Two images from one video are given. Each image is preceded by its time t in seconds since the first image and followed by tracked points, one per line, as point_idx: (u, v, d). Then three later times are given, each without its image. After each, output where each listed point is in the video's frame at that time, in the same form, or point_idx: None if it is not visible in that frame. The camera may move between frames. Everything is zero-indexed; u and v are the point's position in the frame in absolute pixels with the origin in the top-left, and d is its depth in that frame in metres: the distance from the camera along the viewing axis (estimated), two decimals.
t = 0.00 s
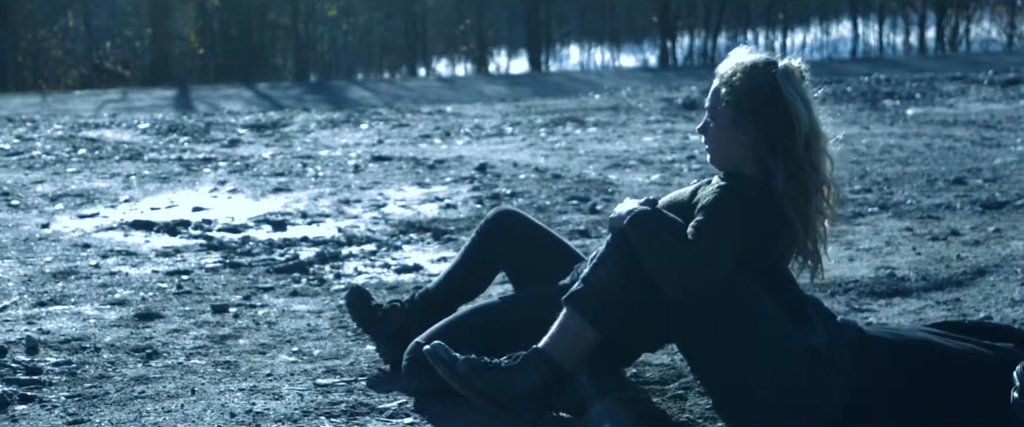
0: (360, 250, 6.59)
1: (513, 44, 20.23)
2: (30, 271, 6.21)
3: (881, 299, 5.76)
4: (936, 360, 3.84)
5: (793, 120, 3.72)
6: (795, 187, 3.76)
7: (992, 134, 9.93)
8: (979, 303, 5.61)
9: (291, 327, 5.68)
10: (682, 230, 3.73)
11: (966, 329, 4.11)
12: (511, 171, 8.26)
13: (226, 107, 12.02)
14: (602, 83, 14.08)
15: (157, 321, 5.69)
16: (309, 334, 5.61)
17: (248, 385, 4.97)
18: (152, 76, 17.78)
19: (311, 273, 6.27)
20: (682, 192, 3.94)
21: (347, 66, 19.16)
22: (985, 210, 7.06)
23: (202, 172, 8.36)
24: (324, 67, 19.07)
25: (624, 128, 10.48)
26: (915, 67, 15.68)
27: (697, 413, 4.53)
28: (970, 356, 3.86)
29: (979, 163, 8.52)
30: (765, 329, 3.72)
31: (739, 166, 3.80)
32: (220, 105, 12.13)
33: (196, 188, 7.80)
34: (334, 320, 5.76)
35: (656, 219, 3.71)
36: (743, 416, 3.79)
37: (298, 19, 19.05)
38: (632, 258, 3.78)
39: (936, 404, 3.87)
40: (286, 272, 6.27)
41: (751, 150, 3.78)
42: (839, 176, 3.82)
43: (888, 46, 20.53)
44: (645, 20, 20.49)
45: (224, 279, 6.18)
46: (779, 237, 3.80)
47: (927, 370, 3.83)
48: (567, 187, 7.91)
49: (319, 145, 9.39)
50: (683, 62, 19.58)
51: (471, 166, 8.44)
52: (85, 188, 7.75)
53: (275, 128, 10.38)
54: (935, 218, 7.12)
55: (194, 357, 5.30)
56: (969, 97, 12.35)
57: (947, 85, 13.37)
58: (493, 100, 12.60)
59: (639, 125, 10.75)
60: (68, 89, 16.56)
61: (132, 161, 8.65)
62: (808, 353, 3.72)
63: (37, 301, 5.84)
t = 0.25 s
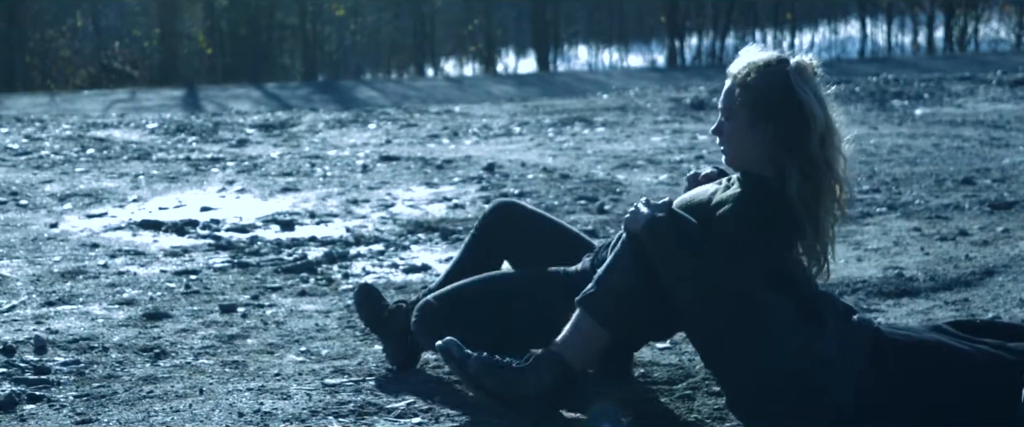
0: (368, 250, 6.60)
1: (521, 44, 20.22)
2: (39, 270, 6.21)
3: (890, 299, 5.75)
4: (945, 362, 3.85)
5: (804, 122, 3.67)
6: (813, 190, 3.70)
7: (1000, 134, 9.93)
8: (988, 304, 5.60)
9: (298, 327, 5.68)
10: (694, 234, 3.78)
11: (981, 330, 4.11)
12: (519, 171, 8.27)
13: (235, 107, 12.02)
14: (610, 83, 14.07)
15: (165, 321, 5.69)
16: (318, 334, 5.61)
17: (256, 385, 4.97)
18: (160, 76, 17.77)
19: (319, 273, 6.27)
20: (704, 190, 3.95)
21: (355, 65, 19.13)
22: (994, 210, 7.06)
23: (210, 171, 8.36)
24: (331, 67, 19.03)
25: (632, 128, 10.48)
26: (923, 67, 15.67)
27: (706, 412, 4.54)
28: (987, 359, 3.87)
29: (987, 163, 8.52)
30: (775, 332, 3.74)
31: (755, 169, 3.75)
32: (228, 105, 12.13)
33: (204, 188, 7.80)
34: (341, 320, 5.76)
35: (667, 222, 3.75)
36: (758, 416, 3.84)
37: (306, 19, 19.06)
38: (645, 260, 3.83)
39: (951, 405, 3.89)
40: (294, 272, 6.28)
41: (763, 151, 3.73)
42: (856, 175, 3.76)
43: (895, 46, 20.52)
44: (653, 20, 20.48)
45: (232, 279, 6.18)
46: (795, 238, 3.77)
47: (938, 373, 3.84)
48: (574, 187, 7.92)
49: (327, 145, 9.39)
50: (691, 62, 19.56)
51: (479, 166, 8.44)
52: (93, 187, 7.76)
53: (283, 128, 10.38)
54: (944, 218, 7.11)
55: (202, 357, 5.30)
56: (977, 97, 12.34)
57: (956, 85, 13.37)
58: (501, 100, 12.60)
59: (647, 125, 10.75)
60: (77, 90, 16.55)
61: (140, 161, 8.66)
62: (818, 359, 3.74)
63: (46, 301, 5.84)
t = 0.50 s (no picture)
0: (372, 250, 6.60)
1: (526, 45, 20.22)
2: (43, 270, 6.21)
3: (894, 299, 5.75)
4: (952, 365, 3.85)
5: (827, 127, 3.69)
6: (837, 195, 3.73)
7: (1004, 134, 9.95)
8: (992, 304, 5.60)
9: (303, 327, 5.68)
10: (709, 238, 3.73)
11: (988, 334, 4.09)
12: (523, 171, 8.28)
13: (239, 106, 12.03)
14: (615, 83, 14.06)
15: (169, 320, 5.69)
16: (322, 333, 5.61)
17: (260, 385, 4.96)
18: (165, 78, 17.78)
19: (323, 273, 6.27)
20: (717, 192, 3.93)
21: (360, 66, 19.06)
22: (998, 211, 7.06)
23: (214, 171, 8.36)
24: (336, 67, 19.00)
25: (636, 128, 10.47)
26: (927, 67, 15.67)
27: (711, 413, 4.54)
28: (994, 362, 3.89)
29: (991, 163, 8.52)
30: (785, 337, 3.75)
31: (776, 173, 3.76)
32: (233, 105, 12.12)
33: (208, 188, 7.81)
34: (346, 320, 5.76)
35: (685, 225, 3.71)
36: (762, 417, 3.83)
37: (310, 19, 19.06)
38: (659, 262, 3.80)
39: (956, 406, 3.88)
40: (298, 272, 6.28)
41: (784, 156, 3.75)
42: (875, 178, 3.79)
43: (899, 47, 20.50)
44: (657, 21, 20.46)
45: (236, 279, 6.18)
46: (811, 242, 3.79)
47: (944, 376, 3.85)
48: (578, 187, 7.92)
49: (331, 145, 9.38)
50: (695, 62, 19.54)
51: (483, 166, 8.44)
52: (97, 187, 7.76)
53: (287, 128, 10.38)
54: (948, 218, 7.11)
55: (206, 356, 5.30)
56: (982, 97, 12.34)
57: (960, 85, 13.36)
58: (505, 100, 12.60)
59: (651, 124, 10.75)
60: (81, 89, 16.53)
61: (144, 161, 8.65)
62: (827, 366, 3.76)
63: (50, 300, 5.85)
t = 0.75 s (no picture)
0: (378, 250, 6.60)
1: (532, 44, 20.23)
2: (50, 270, 6.22)
3: (900, 299, 5.75)
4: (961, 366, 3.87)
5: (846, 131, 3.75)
6: (851, 199, 3.78)
7: (1010, 134, 9.96)
8: (998, 304, 5.59)
9: (309, 327, 5.68)
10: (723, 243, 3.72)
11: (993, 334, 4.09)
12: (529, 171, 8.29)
13: (245, 106, 12.03)
14: (621, 83, 14.06)
15: (176, 320, 5.69)
16: (328, 333, 5.61)
17: (266, 385, 4.97)
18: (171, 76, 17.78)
19: (330, 273, 6.28)
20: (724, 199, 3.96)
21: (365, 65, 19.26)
22: (1004, 211, 7.06)
23: (220, 171, 8.36)
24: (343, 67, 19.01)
25: (643, 128, 10.47)
26: (934, 67, 15.66)
27: (717, 411, 4.55)
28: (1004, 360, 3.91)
29: (997, 163, 8.51)
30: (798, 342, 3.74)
31: (790, 176, 3.80)
32: (239, 105, 12.12)
33: (214, 188, 7.81)
34: (352, 320, 5.76)
35: (697, 230, 3.69)
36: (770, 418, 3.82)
37: (317, 17, 19.07)
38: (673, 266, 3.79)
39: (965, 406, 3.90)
40: (304, 272, 6.29)
41: (799, 160, 3.78)
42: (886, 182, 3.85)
43: (905, 46, 20.50)
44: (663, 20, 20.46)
45: (242, 279, 6.19)
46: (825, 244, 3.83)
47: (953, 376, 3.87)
48: (585, 187, 7.93)
49: (337, 145, 9.37)
50: (702, 61, 19.53)
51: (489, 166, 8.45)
52: (103, 188, 7.76)
53: (293, 128, 10.38)
54: (955, 218, 7.11)
55: (212, 356, 5.30)
56: (988, 97, 12.34)
57: (967, 85, 13.36)
58: (512, 100, 12.59)
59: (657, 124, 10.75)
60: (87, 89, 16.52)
61: (150, 160, 8.65)
62: (839, 370, 3.78)
63: (56, 300, 5.85)
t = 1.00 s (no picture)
0: (387, 249, 6.60)
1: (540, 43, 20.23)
2: (58, 270, 6.22)
3: (908, 299, 5.74)
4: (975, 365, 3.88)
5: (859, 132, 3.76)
6: (867, 200, 3.80)
7: (1019, 134, 9.96)
8: (1007, 304, 5.59)
9: (317, 326, 5.68)
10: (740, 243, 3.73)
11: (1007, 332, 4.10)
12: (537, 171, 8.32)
13: (253, 106, 12.03)
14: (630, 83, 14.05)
15: (184, 320, 5.70)
16: (336, 333, 5.61)
17: (275, 384, 4.97)
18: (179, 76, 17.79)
19: (338, 272, 6.28)
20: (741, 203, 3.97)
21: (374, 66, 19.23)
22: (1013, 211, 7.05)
23: (229, 171, 8.36)
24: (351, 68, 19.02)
25: (651, 128, 10.46)
26: (942, 67, 15.65)
27: (727, 410, 4.55)
28: (1021, 359, 3.91)
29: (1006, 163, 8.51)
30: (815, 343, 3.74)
31: (806, 176, 3.80)
32: (247, 105, 12.12)
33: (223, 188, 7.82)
34: (361, 320, 5.76)
35: (713, 230, 3.69)
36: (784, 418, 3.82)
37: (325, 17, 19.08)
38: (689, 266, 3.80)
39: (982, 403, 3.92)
40: (313, 271, 6.29)
41: (815, 161, 3.79)
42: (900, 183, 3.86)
43: (914, 46, 20.48)
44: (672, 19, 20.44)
45: (251, 278, 6.19)
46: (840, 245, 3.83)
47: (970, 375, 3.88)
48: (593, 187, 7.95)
49: (345, 146, 9.36)
50: (709, 62, 19.52)
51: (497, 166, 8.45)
52: (112, 187, 7.77)
53: (302, 128, 10.38)
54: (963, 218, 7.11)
55: (221, 356, 5.30)
56: (997, 97, 12.33)
57: (976, 85, 13.35)
58: (520, 100, 12.59)
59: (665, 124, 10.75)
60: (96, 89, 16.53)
61: (158, 160, 8.65)
62: (855, 372, 3.78)
63: (65, 300, 5.85)
